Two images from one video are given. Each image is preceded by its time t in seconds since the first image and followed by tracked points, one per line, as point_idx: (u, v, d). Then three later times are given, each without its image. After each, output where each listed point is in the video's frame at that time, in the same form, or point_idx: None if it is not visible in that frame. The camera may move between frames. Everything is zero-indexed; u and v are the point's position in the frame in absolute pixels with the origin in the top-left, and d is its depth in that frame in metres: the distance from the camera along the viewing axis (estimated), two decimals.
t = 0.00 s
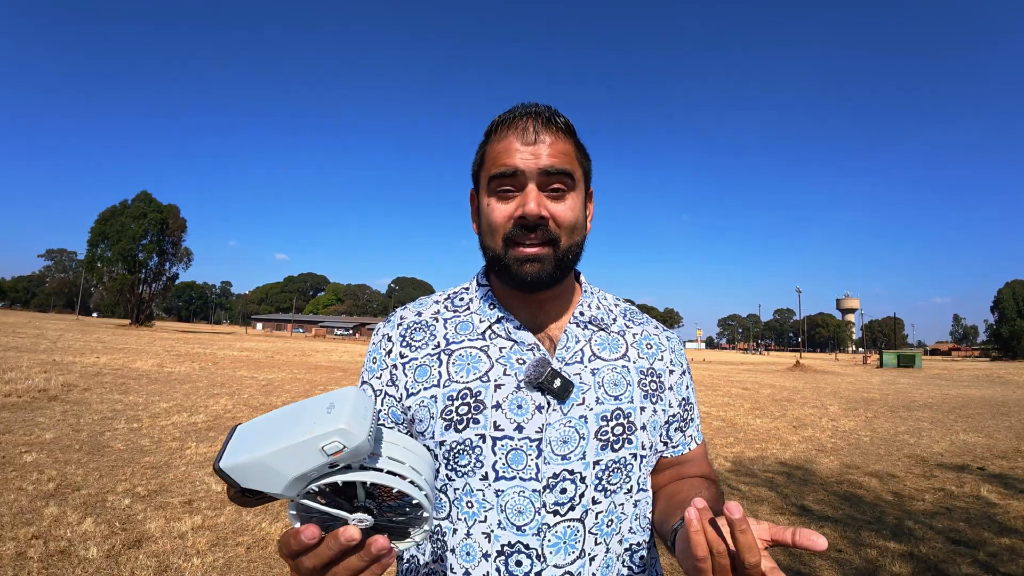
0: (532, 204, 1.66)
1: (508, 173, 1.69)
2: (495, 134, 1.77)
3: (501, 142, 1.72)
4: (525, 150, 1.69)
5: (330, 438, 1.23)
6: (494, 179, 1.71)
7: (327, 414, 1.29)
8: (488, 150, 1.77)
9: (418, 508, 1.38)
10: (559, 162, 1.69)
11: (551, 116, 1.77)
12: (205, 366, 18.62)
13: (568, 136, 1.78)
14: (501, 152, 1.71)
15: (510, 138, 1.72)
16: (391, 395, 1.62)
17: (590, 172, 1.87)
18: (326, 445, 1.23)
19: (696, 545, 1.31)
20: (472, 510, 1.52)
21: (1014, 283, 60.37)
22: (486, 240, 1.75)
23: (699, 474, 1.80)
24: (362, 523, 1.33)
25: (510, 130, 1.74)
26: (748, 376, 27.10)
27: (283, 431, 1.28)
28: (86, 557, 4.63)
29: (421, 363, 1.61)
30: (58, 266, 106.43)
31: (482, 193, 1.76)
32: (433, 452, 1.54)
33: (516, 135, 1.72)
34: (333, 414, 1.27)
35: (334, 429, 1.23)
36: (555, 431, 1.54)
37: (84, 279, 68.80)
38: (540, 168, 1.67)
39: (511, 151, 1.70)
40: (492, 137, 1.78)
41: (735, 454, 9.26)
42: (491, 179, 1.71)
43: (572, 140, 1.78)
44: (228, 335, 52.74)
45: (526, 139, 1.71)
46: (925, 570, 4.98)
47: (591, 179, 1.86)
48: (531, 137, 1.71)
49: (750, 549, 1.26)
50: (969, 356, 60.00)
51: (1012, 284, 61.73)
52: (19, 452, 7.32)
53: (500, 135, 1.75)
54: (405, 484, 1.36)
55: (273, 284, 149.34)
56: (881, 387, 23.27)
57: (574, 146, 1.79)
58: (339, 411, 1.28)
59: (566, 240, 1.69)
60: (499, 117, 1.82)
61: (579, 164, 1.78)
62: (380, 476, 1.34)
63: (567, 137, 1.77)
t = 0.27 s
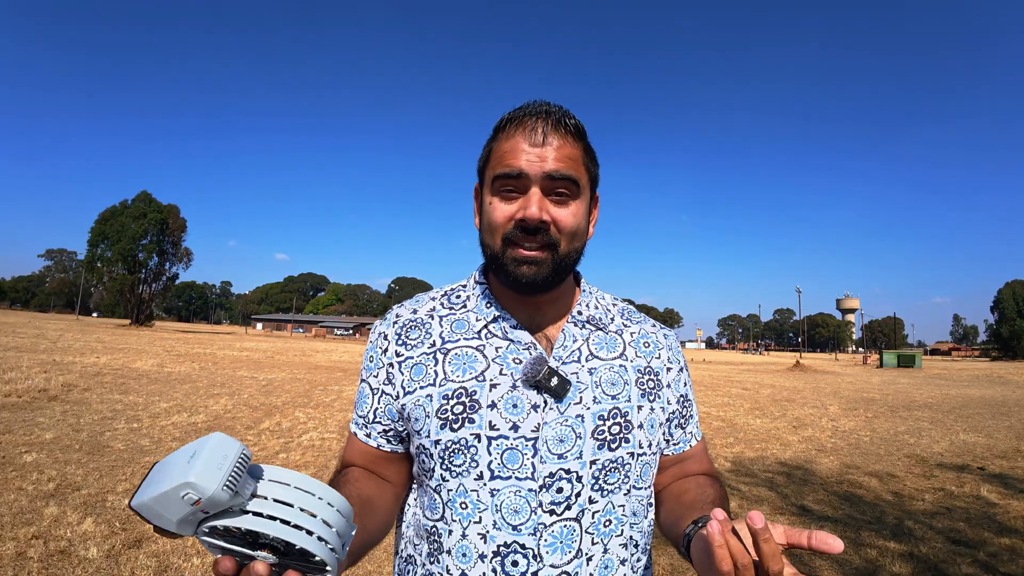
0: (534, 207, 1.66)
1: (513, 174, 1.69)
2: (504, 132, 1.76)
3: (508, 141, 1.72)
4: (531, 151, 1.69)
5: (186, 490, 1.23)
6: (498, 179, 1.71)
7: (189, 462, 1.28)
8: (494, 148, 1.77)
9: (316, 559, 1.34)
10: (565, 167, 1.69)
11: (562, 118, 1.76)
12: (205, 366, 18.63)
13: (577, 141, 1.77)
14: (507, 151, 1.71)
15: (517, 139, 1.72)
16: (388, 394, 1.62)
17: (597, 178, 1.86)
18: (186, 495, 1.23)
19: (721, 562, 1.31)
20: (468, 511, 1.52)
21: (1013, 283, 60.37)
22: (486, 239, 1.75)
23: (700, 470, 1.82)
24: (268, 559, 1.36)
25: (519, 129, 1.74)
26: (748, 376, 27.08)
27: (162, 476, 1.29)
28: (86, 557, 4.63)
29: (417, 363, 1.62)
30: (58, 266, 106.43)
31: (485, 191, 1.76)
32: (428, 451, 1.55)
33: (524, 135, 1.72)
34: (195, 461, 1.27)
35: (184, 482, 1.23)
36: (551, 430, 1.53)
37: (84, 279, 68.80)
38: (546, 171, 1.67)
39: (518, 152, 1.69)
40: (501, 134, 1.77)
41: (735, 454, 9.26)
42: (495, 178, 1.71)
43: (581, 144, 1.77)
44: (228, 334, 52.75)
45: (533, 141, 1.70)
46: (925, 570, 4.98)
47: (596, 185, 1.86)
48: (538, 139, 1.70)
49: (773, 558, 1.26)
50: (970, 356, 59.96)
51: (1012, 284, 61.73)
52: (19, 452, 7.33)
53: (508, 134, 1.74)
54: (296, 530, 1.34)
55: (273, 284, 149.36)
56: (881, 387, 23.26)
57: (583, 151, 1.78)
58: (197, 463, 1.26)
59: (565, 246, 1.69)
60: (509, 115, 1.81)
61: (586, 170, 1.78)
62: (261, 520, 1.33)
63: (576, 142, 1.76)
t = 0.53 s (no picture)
0: (545, 210, 1.66)
1: (524, 174, 1.67)
2: (514, 130, 1.74)
3: (520, 140, 1.69)
4: (543, 152, 1.67)
5: (322, 545, 1.14)
6: (507, 178, 1.69)
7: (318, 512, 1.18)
8: (504, 146, 1.74)
9: None
10: (576, 170, 1.69)
11: (573, 120, 1.75)
12: (205, 366, 18.64)
13: (587, 143, 1.76)
14: (518, 151, 1.69)
15: (530, 138, 1.70)
16: (387, 396, 1.63)
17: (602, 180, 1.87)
18: (320, 550, 1.14)
19: None
20: (465, 513, 1.52)
21: (1013, 283, 60.36)
22: (492, 237, 1.74)
23: (688, 477, 1.81)
24: None
25: (531, 128, 1.72)
26: (748, 376, 27.07)
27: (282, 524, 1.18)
28: (86, 557, 4.63)
29: (415, 364, 1.61)
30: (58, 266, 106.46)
31: (493, 189, 1.74)
32: (426, 453, 1.55)
33: (535, 135, 1.70)
34: (323, 513, 1.17)
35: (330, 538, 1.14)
36: (549, 431, 1.53)
37: (84, 279, 68.85)
38: (557, 173, 1.67)
39: (529, 151, 1.68)
40: (510, 132, 1.75)
41: (735, 454, 9.26)
42: (505, 177, 1.69)
43: (590, 147, 1.77)
44: (228, 334, 52.77)
45: (546, 141, 1.69)
46: (925, 570, 4.98)
47: (602, 187, 1.86)
48: (550, 140, 1.69)
49: None
50: (970, 356, 59.93)
51: (1012, 284, 61.71)
52: (19, 452, 7.33)
53: (519, 132, 1.72)
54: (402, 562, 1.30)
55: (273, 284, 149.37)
56: (881, 387, 23.26)
57: (592, 154, 1.78)
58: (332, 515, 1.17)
59: (573, 248, 1.70)
60: (519, 111, 1.78)
61: (594, 173, 1.78)
62: (378, 559, 1.27)
63: (586, 144, 1.75)
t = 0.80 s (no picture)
0: (554, 212, 1.65)
1: (533, 176, 1.66)
2: (523, 131, 1.72)
3: (530, 142, 1.68)
4: (553, 154, 1.66)
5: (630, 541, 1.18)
6: (516, 179, 1.68)
7: (624, 512, 1.21)
8: (513, 146, 1.73)
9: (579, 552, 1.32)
10: (585, 174, 1.68)
11: (582, 122, 1.74)
12: (205, 366, 18.64)
13: (595, 146, 1.76)
14: (528, 152, 1.68)
15: (539, 140, 1.68)
16: (388, 396, 1.62)
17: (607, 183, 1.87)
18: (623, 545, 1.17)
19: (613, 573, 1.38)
20: (467, 514, 1.52)
21: (1013, 283, 60.37)
22: (499, 238, 1.73)
23: (695, 481, 1.81)
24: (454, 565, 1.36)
25: (540, 131, 1.70)
26: (748, 376, 27.07)
27: (585, 516, 1.15)
28: (86, 557, 4.63)
29: (418, 362, 1.61)
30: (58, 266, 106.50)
31: (501, 190, 1.73)
32: (428, 452, 1.55)
33: (545, 137, 1.69)
34: (630, 514, 1.21)
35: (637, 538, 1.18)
36: (551, 430, 1.53)
37: (84, 279, 68.87)
38: (567, 177, 1.66)
39: (539, 153, 1.67)
40: (519, 134, 1.73)
41: (735, 454, 9.26)
42: (515, 179, 1.68)
43: (598, 150, 1.76)
44: (228, 334, 52.80)
45: (556, 144, 1.68)
46: (925, 570, 4.98)
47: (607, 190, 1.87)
48: (560, 143, 1.68)
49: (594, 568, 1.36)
50: (970, 356, 59.92)
51: (1011, 284, 61.70)
52: (19, 452, 7.32)
53: (528, 134, 1.71)
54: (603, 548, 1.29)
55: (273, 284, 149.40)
56: (881, 387, 23.26)
57: (600, 157, 1.77)
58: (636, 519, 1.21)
59: (579, 251, 1.71)
60: (527, 113, 1.77)
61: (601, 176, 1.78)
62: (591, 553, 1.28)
63: (595, 147, 1.75)
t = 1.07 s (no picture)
0: (503, 206, 1.66)
1: (481, 179, 1.69)
2: (471, 141, 1.77)
3: (473, 149, 1.72)
4: (495, 154, 1.69)
5: (681, 421, 1.38)
6: (470, 187, 1.73)
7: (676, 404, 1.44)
8: (465, 157, 1.78)
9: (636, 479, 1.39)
10: (529, 163, 1.67)
11: (524, 117, 1.75)
12: (205, 366, 18.64)
13: (542, 135, 1.74)
14: (474, 159, 1.72)
15: (481, 145, 1.72)
16: (389, 378, 1.62)
17: (571, 169, 1.83)
18: (676, 424, 1.38)
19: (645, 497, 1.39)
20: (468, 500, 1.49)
21: (1014, 283, 60.31)
22: (470, 245, 1.78)
23: (697, 463, 1.81)
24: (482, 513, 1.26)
25: (483, 136, 1.74)
26: (748, 376, 27.04)
27: (644, 394, 1.41)
28: (86, 557, 4.63)
29: (422, 346, 1.62)
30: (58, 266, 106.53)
31: (463, 200, 1.79)
32: (431, 436, 1.53)
33: (487, 140, 1.72)
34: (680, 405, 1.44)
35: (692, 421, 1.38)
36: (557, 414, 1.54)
37: (85, 279, 68.89)
38: (510, 170, 1.66)
39: (482, 157, 1.70)
40: (469, 145, 1.79)
41: (735, 454, 9.25)
42: (469, 185, 1.73)
43: (546, 138, 1.75)
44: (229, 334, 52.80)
45: (496, 144, 1.70)
46: (925, 570, 4.98)
47: (572, 175, 1.82)
48: (500, 141, 1.69)
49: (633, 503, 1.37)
50: (971, 356, 59.85)
51: (1012, 284, 61.61)
52: (20, 452, 7.33)
53: (474, 142, 1.76)
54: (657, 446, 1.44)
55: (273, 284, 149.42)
56: (881, 387, 23.23)
57: (549, 144, 1.75)
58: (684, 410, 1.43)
59: (541, 240, 1.68)
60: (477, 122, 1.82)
61: (556, 161, 1.74)
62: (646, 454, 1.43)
63: (541, 136, 1.74)
